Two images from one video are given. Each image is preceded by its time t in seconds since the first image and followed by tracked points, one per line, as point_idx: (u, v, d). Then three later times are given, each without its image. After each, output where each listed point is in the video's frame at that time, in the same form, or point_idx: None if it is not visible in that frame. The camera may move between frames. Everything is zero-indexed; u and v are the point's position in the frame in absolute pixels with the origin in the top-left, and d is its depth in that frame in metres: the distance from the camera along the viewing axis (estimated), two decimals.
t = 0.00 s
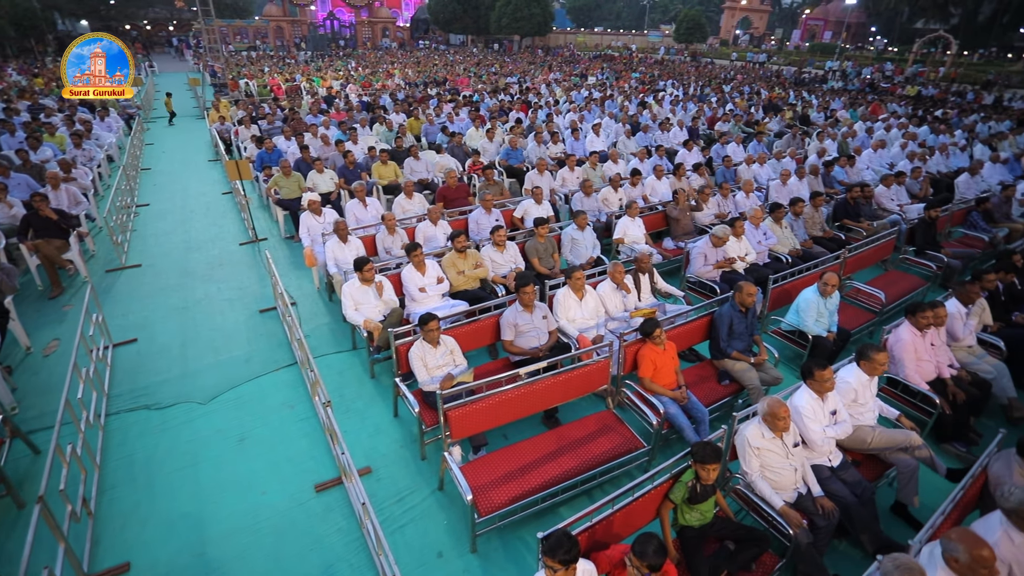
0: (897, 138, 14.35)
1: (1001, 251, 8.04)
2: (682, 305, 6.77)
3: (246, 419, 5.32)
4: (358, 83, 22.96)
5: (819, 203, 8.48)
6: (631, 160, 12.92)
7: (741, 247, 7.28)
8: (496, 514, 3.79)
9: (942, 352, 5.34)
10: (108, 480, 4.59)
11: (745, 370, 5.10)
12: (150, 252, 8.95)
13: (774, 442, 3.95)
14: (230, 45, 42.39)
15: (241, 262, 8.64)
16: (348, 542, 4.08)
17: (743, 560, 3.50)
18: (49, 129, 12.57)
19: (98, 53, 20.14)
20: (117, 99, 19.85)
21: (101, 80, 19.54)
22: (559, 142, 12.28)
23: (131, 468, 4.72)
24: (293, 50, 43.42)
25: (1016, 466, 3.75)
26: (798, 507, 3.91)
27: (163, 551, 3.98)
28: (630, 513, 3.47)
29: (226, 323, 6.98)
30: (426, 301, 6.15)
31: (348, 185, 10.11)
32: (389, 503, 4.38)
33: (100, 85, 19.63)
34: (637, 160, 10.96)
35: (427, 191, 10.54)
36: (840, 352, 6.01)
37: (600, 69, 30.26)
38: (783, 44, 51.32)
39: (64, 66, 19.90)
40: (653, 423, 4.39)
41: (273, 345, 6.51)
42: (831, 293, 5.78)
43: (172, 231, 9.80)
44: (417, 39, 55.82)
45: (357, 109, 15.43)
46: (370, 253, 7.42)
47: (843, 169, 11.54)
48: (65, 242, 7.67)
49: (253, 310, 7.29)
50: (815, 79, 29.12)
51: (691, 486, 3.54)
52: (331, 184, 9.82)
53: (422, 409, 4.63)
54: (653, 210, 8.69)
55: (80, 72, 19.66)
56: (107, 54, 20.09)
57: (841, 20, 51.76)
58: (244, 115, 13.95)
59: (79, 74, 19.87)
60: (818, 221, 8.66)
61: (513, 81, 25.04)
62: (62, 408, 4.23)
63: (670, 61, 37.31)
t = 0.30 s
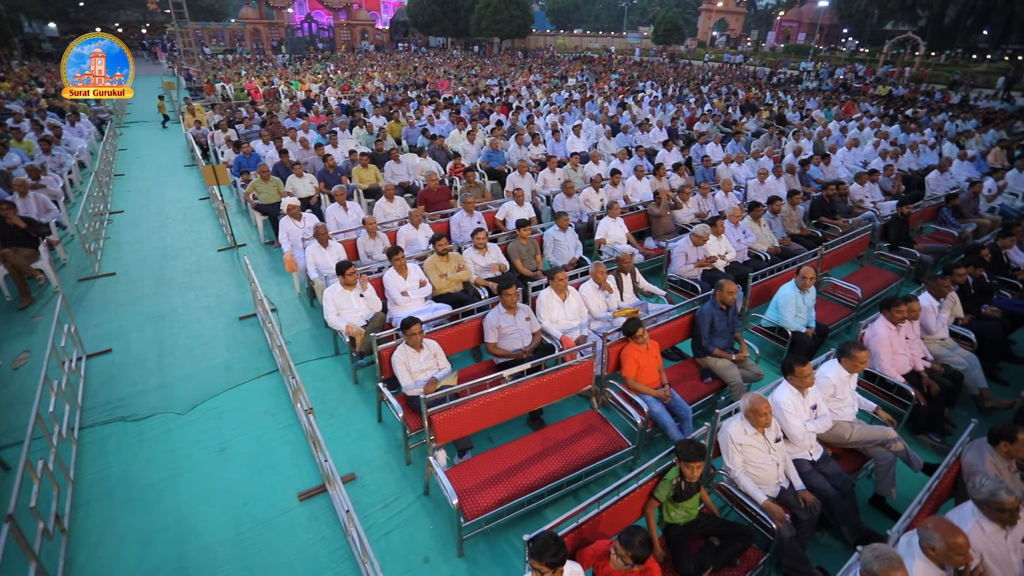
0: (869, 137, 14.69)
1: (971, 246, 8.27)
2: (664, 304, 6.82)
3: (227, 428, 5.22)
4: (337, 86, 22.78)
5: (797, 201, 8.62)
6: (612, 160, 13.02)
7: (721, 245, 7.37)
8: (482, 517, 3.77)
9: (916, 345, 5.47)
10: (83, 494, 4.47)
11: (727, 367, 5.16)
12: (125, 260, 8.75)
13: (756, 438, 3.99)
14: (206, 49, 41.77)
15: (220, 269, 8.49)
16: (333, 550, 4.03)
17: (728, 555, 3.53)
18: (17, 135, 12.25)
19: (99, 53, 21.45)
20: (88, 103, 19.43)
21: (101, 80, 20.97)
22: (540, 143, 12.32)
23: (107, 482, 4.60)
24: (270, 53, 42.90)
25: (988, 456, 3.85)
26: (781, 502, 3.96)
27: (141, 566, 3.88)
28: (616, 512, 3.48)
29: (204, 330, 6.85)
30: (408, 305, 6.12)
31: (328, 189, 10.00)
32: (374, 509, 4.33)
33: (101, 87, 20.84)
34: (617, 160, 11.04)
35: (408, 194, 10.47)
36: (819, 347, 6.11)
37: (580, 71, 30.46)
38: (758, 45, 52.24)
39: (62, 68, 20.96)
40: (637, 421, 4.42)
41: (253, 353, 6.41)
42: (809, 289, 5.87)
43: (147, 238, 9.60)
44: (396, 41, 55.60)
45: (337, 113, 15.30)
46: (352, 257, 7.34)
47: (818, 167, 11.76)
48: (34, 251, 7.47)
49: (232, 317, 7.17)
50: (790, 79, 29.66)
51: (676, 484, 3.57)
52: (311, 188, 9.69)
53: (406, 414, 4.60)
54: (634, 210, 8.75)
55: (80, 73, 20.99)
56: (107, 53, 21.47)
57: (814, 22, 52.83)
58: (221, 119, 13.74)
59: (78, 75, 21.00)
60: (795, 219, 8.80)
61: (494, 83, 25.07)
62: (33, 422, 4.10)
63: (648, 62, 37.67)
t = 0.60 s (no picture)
0: (843, 137, 14.99)
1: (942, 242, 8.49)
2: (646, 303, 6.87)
3: (207, 438, 5.12)
4: (317, 89, 22.57)
5: (775, 200, 8.75)
6: (593, 161, 13.09)
7: (702, 245, 7.46)
8: (468, 522, 3.75)
9: (892, 339, 5.59)
10: (56, 510, 4.35)
11: (709, 365, 5.21)
12: (98, 268, 8.55)
13: (738, 435, 4.04)
14: (181, 52, 41.05)
15: (197, 276, 8.33)
16: (318, 559, 3.97)
17: (713, 552, 3.55)
18: None
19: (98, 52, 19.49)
20: (59, 108, 18.94)
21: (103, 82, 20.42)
22: (521, 145, 12.34)
23: (82, 497, 4.48)
24: (248, 56, 42.30)
25: (961, 446, 3.95)
26: (764, 497, 4.00)
27: None
28: (601, 512, 3.49)
29: (182, 339, 6.72)
30: (390, 309, 6.08)
31: (308, 193, 9.88)
32: (359, 516, 4.28)
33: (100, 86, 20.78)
34: (599, 162, 11.10)
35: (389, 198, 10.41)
36: (799, 343, 6.20)
37: (560, 73, 30.61)
38: (736, 47, 53.04)
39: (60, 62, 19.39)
40: (621, 421, 4.44)
41: (233, 360, 6.30)
42: (788, 286, 5.97)
43: (122, 245, 9.38)
44: (376, 44, 55.29)
45: (316, 116, 15.15)
46: (333, 262, 7.26)
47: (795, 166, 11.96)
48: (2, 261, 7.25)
49: (211, 324, 7.04)
50: (767, 80, 30.18)
51: (660, 482, 3.58)
52: (290, 193, 9.56)
53: (390, 419, 4.56)
54: (616, 211, 8.80)
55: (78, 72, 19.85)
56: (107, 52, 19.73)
57: (789, 24, 53.87)
58: (197, 124, 13.51)
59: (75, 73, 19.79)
60: (774, 217, 8.94)
61: (475, 85, 25.06)
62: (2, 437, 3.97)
63: (628, 64, 38.00)
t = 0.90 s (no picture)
0: (815, 136, 15.34)
1: (910, 237, 8.73)
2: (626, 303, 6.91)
3: (182, 451, 4.99)
4: (291, 93, 22.29)
5: (750, 199, 8.91)
6: (571, 163, 13.16)
7: (679, 244, 7.55)
8: (452, 527, 3.72)
9: (864, 333, 5.72)
10: (23, 532, 4.19)
11: (689, 363, 5.27)
12: (66, 278, 8.29)
13: (718, 431, 4.09)
14: (150, 56, 40.12)
15: (170, 284, 8.14)
16: (299, 571, 3.89)
17: (696, 548, 3.58)
18: None
19: (97, 51, 18.19)
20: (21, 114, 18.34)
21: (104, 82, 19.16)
22: (499, 148, 12.35)
23: (50, 517, 4.32)
24: (220, 59, 41.52)
25: (931, 435, 4.06)
26: (744, 492, 4.05)
27: None
28: (585, 513, 3.50)
29: (155, 349, 6.55)
30: (370, 314, 6.02)
31: (284, 198, 9.73)
32: (341, 525, 4.22)
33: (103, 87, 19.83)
34: (577, 163, 11.17)
35: (367, 202, 10.32)
36: (775, 339, 6.31)
37: (537, 75, 30.75)
38: (710, 48, 53.93)
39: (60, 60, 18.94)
40: (603, 420, 4.45)
41: (209, 370, 6.16)
42: (764, 284, 6.07)
43: (90, 255, 9.12)
44: (351, 47, 54.86)
45: (291, 120, 14.95)
46: (310, 268, 7.16)
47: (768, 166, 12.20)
48: None
49: (185, 334, 6.88)
50: (740, 81, 30.74)
51: (643, 481, 3.60)
52: (266, 199, 9.43)
53: (370, 425, 4.52)
54: (594, 212, 8.85)
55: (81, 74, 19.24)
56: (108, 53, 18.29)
57: (760, 26, 55.06)
58: (168, 129, 13.21)
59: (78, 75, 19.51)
60: (749, 216, 9.09)
61: (452, 88, 25.02)
62: None
63: (604, 66, 38.33)
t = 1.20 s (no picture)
0: (790, 136, 15.62)
1: (883, 234, 8.94)
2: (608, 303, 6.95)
3: (159, 462, 4.88)
4: (269, 96, 21.97)
5: (728, 198, 9.03)
6: (551, 164, 13.20)
7: (659, 244, 7.62)
8: (437, 532, 3.69)
9: (841, 329, 5.84)
10: None
11: (671, 362, 5.32)
12: (35, 288, 8.06)
13: (700, 429, 4.13)
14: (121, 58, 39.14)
15: (145, 292, 7.96)
16: None
17: (680, 546, 3.60)
18: None
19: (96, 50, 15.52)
20: None
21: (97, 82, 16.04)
22: (480, 150, 12.33)
23: (20, 534, 4.19)
24: (194, 62, 40.71)
25: (906, 427, 4.16)
26: (727, 488, 4.10)
27: None
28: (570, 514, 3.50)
29: (130, 359, 6.40)
30: (351, 320, 5.96)
31: (262, 203, 9.60)
32: (324, 534, 4.16)
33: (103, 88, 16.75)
34: (557, 165, 11.21)
35: (347, 206, 10.22)
36: (755, 336, 6.40)
37: (517, 77, 30.80)
38: (687, 50, 54.68)
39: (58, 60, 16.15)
40: (587, 421, 4.47)
41: (187, 379, 6.04)
42: (743, 282, 6.15)
43: (61, 264, 8.87)
44: (330, 50, 54.37)
45: (268, 124, 14.74)
46: (290, 274, 7.07)
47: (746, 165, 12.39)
48: None
49: (162, 343, 6.73)
50: (716, 82, 31.18)
51: (626, 480, 3.62)
52: (244, 204, 9.28)
53: (353, 431, 4.47)
54: (575, 213, 8.89)
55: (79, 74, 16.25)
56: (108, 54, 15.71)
57: (736, 28, 55.99)
58: (141, 133, 12.91)
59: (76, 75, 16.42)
60: (728, 215, 9.22)
61: (432, 90, 24.93)
62: None
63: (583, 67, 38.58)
